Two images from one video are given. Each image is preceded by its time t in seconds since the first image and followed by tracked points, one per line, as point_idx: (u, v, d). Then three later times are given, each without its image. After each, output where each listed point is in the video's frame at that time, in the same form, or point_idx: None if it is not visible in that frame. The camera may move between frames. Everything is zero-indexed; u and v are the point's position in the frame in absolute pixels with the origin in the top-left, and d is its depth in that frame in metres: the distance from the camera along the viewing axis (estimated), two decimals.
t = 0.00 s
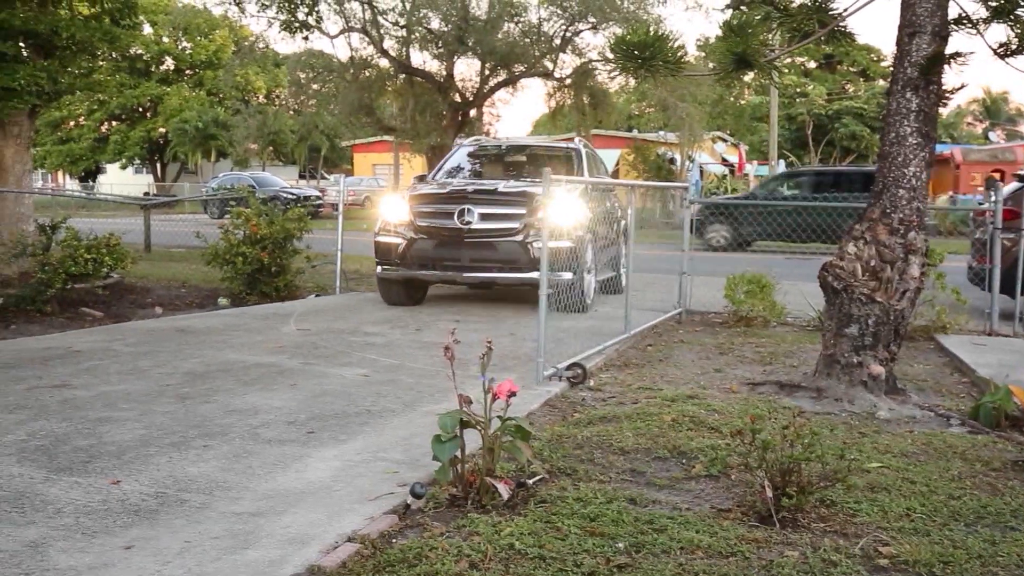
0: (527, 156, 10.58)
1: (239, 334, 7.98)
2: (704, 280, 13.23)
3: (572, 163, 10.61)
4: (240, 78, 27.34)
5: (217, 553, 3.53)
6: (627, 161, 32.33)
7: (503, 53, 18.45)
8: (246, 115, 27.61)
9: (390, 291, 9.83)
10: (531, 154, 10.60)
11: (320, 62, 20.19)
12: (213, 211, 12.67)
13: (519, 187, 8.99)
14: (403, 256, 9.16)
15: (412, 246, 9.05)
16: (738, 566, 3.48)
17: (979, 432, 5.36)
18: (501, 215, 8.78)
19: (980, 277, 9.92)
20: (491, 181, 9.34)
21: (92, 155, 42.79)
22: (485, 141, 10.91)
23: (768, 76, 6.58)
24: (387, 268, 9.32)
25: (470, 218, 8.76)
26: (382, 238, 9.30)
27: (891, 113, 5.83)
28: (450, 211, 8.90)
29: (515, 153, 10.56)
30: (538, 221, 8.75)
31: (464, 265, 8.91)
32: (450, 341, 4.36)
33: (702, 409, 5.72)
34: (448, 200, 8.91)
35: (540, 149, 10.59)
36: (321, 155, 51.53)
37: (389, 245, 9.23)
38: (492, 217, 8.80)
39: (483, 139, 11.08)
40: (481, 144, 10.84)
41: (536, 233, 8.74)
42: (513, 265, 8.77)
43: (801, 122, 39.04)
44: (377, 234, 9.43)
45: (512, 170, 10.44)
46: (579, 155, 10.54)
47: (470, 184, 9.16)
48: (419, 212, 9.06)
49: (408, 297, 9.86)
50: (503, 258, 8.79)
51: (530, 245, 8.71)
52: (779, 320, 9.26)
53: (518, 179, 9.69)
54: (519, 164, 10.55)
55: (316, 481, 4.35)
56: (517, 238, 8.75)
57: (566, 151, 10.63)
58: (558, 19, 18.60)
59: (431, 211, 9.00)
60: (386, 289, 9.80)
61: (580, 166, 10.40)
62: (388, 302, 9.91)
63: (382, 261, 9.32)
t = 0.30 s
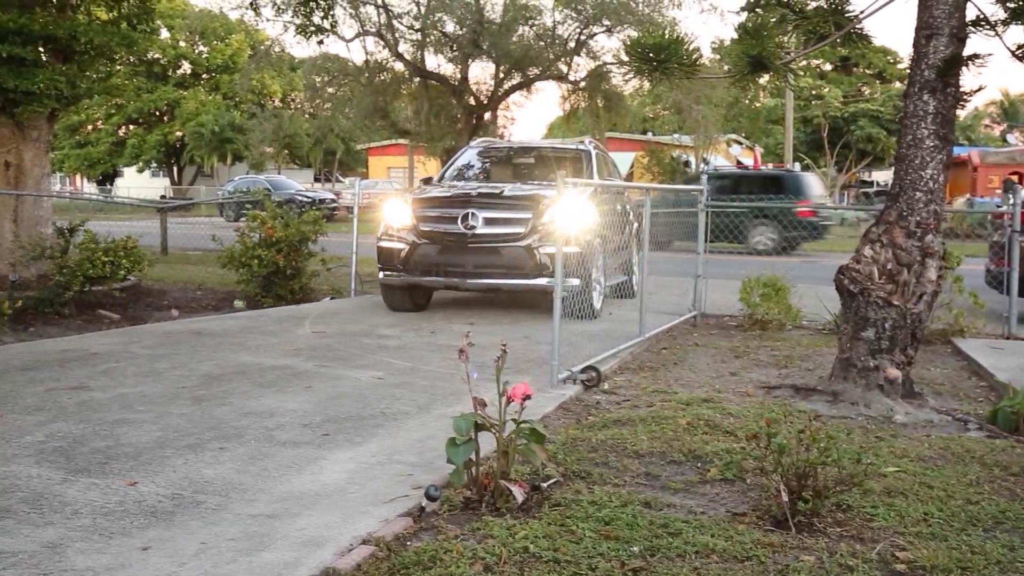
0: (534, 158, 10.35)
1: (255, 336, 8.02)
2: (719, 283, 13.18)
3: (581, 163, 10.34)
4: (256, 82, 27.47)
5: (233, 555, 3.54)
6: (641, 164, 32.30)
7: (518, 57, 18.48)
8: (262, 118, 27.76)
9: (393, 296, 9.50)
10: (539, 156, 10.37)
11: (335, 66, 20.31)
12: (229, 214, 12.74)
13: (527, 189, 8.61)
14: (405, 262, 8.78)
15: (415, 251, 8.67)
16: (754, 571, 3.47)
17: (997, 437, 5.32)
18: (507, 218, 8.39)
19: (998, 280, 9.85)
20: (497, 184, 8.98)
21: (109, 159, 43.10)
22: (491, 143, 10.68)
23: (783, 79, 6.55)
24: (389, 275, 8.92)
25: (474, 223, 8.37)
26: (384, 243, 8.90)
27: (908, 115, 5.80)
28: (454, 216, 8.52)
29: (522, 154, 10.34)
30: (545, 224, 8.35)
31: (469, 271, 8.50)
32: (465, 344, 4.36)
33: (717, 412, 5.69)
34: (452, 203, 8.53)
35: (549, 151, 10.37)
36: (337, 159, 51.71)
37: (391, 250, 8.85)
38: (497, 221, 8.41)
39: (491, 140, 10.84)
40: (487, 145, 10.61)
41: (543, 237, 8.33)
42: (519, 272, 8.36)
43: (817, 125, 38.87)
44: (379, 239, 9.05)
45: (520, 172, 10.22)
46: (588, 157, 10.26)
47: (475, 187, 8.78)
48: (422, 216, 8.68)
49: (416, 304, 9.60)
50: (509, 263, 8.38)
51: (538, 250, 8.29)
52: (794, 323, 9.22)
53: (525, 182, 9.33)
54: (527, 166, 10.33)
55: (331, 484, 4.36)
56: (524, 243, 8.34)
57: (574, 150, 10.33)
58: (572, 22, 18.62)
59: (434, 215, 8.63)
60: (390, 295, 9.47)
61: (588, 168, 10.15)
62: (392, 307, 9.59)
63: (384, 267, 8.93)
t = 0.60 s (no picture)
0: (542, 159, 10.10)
1: (270, 337, 8.06)
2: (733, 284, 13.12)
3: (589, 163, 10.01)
4: (270, 84, 27.57)
5: (248, 555, 3.56)
6: (656, 164, 32.26)
7: (532, 58, 18.47)
8: (277, 120, 27.88)
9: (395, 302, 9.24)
10: (546, 156, 10.12)
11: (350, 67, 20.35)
12: (244, 215, 12.79)
13: (530, 192, 8.39)
14: (405, 265, 8.54)
15: (415, 255, 8.43)
16: (768, 573, 3.46)
17: (1015, 439, 5.29)
18: (509, 221, 8.18)
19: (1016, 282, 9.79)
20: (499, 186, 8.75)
21: (126, 160, 43.37)
22: (499, 144, 10.45)
23: (799, 80, 6.53)
24: (388, 278, 8.69)
25: (476, 225, 8.15)
26: (383, 246, 8.68)
27: (924, 115, 5.77)
28: (455, 218, 8.30)
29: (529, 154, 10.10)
30: (549, 228, 8.13)
31: (470, 276, 8.28)
32: (480, 344, 4.36)
33: (733, 414, 5.67)
34: (453, 205, 8.32)
35: (557, 151, 10.11)
36: (351, 160, 51.87)
37: (391, 253, 8.61)
38: (499, 224, 8.19)
39: (502, 138, 10.62)
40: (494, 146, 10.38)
41: (547, 240, 8.11)
42: (523, 276, 8.14)
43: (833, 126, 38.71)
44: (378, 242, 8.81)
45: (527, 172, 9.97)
46: (596, 158, 9.98)
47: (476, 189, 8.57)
48: (423, 219, 8.46)
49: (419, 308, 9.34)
50: (512, 268, 8.17)
51: (541, 254, 8.08)
52: (810, 325, 9.18)
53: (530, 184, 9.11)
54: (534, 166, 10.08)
55: (346, 484, 4.37)
56: (527, 246, 8.12)
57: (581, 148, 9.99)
58: (587, 23, 18.63)
59: (434, 218, 8.40)
60: (392, 300, 9.21)
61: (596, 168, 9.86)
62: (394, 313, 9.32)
63: (383, 271, 8.69)
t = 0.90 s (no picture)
0: (545, 158, 9.73)
1: (282, 337, 8.08)
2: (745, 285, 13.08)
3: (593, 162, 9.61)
4: (283, 85, 27.67)
5: (260, 554, 3.57)
6: (667, 165, 32.23)
7: (544, 58, 18.47)
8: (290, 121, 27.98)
9: (391, 305, 8.96)
10: (549, 154, 9.75)
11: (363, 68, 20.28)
12: (256, 216, 12.85)
13: (529, 194, 8.20)
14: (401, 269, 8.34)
15: (411, 259, 8.23)
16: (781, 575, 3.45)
17: None
18: (508, 224, 7.97)
19: None
20: (498, 188, 8.57)
21: (140, 161, 43.58)
22: (501, 143, 10.11)
23: (812, 80, 6.51)
24: (383, 283, 8.48)
25: (474, 228, 7.95)
26: (379, 249, 8.47)
27: (938, 116, 5.74)
28: (453, 220, 8.10)
29: (531, 153, 9.73)
30: (549, 232, 7.95)
31: (467, 281, 8.08)
32: (492, 345, 4.36)
33: (744, 416, 5.66)
34: (450, 207, 8.12)
35: (560, 150, 9.75)
36: (363, 161, 51.99)
37: (387, 257, 8.41)
38: (498, 227, 7.99)
39: (505, 137, 10.29)
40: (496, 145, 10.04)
41: (547, 244, 7.92)
42: (522, 280, 7.95)
43: (845, 126, 38.58)
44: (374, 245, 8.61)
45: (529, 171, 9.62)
46: (601, 157, 9.59)
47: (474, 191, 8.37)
48: (420, 222, 8.26)
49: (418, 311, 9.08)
50: (510, 272, 7.98)
51: (541, 258, 7.89)
52: (822, 326, 9.15)
53: (529, 185, 8.91)
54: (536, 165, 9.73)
55: (358, 484, 4.38)
56: (526, 250, 7.92)
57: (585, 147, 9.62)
58: (599, 24, 18.64)
59: (431, 220, 8.20)
60: (388, 304, 8.93)
61: (600, 167, 9.47)
62: (389, 317, 9.05)
63: (379, 275, 8.48)
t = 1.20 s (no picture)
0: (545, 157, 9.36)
1: (292, 338, 8.10)
2: (754, 286, 13.05)
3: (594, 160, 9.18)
4: (294, 86, 27.74)
5: (270, 554, 3.58)
6: (676, 166, 32.20)
7: (553, 59, 18.48)
8: (300, 122, 28.07)
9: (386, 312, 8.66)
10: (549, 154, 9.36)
11: (372, 69, 20.36)
12: (267, 216, 12.90)
13: (525, 196, 7.93)
14: (392, 275, 8.05)
15: (402, 264, 7.95)
16: None
17: None
18: (503, 228, 7.70)
19: None
20: (494, 190, 8.30)
21: (150, 162, 43.75)
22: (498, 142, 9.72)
23: (822, 80, 6.50)
24: (374, 289, 8.20)
25: (467, 232, 7.67)
26: (371, 254, 8.20)
27: (950, 116, 5.72)
28: (445, 224, 7.81)
29: (531, 152, 9.33)
30: (546, 235, 7.67)
31: (460, 287, 7.81)
32: (501, 345, 4.36)
33: (754, 417, 5.65)
34: (443, 211, 7.84)
35: (560, 147, 9.35)
36: (372, 161, 52.10)
37: (378, 262, 8.12)
38: (492, 230, 7.71)
39: (505, 135, 9.93)
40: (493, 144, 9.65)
41: (543, 248, 7.64)
42: (517, 286, 7.66)
43: (856, 127, 38.47)
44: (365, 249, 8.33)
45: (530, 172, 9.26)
46: (603, 153, 9.19)
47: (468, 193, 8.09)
48: (411, 225, 7.97)
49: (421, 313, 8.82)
50: (505, 278, 7.70)
51: (537, 263, 7.62)
52: (833, 328, 9.13)
53: (526, 184, 8.62)
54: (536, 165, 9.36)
55: (367, 485, 4.39)
56: (521, 255, 7.63)
57: (585, 145, 9.23)
58: (608, 25, 18.66)
59: (422, 224, 7.91)
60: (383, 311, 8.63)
61: (603, 164, 9.08)
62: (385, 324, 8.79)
63: (370, 281, 8.20)
